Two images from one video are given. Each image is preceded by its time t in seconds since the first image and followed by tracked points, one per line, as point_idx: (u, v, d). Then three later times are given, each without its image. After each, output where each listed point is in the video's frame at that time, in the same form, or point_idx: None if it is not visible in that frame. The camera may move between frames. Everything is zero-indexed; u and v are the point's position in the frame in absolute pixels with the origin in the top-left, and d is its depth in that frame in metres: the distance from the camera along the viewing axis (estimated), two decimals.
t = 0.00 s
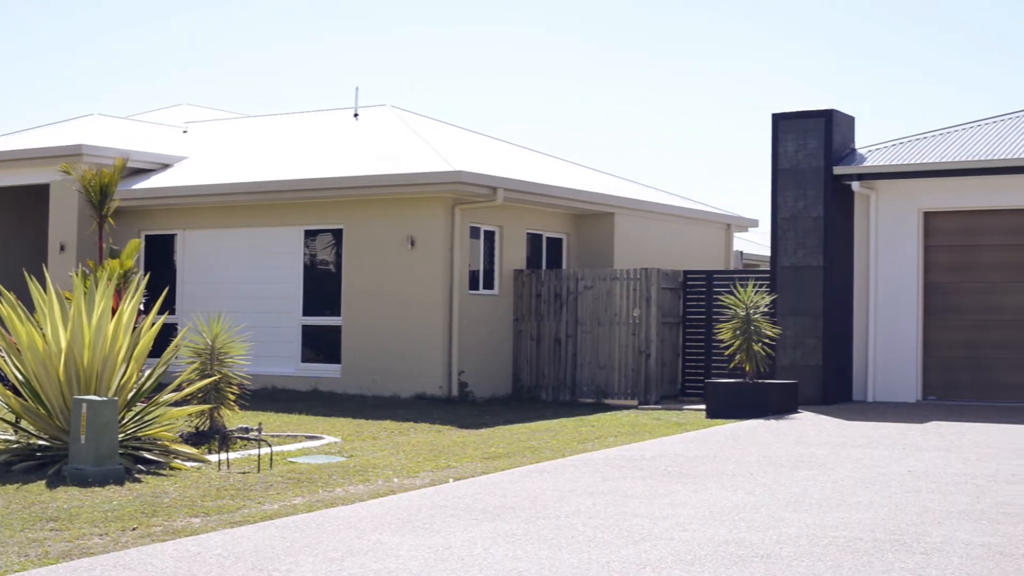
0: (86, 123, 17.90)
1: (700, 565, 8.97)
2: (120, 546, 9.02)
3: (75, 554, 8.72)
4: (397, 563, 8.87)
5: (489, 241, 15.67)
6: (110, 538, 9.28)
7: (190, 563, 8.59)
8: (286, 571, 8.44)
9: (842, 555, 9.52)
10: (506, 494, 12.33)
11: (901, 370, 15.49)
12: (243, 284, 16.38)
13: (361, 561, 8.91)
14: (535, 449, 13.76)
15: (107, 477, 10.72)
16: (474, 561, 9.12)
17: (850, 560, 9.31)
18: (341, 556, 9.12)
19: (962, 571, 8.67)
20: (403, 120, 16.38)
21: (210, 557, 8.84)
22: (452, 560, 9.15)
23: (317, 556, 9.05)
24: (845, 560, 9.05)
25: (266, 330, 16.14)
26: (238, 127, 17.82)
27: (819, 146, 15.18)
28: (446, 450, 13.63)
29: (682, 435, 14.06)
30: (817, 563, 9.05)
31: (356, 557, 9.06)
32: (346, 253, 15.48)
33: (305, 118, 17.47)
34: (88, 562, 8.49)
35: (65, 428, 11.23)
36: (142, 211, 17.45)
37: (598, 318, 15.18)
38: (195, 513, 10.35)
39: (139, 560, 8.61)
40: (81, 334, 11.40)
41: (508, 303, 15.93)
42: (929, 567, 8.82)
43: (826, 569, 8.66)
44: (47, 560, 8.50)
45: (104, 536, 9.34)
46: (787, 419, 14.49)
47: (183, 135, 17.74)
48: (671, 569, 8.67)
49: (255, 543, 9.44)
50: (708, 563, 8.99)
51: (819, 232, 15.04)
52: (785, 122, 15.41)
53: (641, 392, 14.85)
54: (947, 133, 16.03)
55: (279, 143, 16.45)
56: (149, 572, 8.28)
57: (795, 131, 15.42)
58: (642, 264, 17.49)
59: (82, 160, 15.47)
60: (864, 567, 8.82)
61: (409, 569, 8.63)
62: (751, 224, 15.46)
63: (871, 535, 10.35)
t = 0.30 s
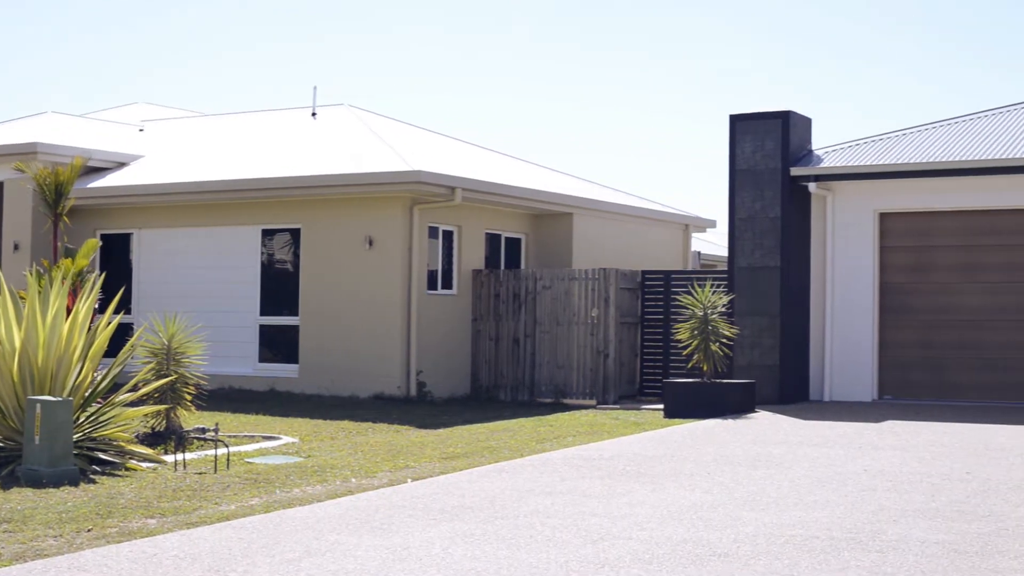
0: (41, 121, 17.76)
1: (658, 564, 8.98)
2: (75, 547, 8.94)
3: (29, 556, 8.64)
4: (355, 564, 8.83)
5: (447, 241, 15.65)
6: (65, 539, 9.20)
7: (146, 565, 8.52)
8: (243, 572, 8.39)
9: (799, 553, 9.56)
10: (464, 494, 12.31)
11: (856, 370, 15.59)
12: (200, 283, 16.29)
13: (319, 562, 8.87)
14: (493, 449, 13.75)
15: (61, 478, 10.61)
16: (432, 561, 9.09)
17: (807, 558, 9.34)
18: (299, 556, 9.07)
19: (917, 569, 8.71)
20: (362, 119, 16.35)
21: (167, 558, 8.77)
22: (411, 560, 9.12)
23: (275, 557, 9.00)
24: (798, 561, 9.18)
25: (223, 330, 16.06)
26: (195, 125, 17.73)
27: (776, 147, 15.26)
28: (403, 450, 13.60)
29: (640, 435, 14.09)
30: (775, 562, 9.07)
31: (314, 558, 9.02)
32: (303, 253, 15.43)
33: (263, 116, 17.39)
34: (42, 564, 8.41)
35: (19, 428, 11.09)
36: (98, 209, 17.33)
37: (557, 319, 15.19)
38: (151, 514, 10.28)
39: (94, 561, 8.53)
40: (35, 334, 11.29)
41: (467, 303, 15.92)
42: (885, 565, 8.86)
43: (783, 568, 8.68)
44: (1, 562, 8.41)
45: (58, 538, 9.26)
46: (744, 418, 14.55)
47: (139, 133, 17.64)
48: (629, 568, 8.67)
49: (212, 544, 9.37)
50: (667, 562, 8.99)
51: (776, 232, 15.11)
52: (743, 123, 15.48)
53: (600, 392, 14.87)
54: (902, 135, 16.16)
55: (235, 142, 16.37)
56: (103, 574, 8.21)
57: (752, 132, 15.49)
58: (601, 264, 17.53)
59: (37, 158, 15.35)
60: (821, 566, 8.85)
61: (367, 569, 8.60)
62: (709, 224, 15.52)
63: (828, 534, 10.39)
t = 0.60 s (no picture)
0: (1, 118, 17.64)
1: (620, 564, 9.00)
2: (36, 548, 8.90)
3: None
4: (319, 564, 8.83)
5: (411, 241, 15.65)
6: (26, 540, 9.15)
7: (107, 566, 8.49)
8: (205, 573, 8.37)
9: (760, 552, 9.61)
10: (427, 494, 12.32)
11: (818, 370, 15.70)
12: (163, 283, 16.21)
13: (282, 562, 8.87)
14: (456, 449, 13.78)
15: (21, 479, 10.56)
16: (395, 561, 9.09)
17: (769, 557, 9.39)
18: (263, 557, 9.05)
19: (877, 567, 8.75)
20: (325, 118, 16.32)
21: (129, 559, 8.74)
22: (374, 560, 9.12)
23: (238, 557, 8.98)
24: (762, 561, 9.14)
25: (185, 330, 16.01)
26: (157, 124, 17.65)
27: (739, 148, 15.32)
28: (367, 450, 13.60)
29: (603, 434, 14.14)
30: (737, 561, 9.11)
31: (278, 558, 9.00)
32: (267, 253, 15.39)
33: (225, 115, 17.34)
34: (3, 565, 8.37)
35: None
36: (59, 208, 17.23)
37: (520, 319, 15.21)
38: (112, 514, 10.24)
39: (56, 563, 8.50)
40: None
41: (430, 303, 15.91)
42: (846, 564, 8.88)
43: (745, 567, 8.72)
44: None
45: (19, 539, 9.21)
46: (706, 417, 14.62)
47: (101, 132, 17.55)
48: (591, 567, 8.69)
49: (174, 545, 9.34)
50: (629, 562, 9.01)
51: (739, 233, 15.19)
52: (705, 123, 15.55)
53: (563, 392, 14.90)
54: (863, 136, 16.26)
55: (198, 141, 16.31)
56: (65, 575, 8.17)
57: (715, 133, 15.55)
58: (564, 263, 17.56)
59: None
60: (782, 564, 8.91)
61: (330, 569, 8.59)
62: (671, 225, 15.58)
63: (789, 533, 10.46)
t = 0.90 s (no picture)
0: None
1: (582, 563, 9.05)
2: None
3: None
4: (282, 564, 8.84)
5: (375, 241, 15.66)
6: None
7: (69, 567, 8.48)
8: (167, 574, 8.37)
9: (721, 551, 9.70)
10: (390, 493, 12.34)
11: (780, 370, 15.81)
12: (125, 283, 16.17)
13: (245, 562, 8.89)
14: (420, 448, 13.84)
15: None
16: (359, 561, 9.11)
17: (730, 556, 9.46)
18: (226, 557, 9.06)
19: (836, 566, 8.75)
20: (289, 118, 16.31)
21: (91, 560, 8.73)
22: (338, 560, 9.14)
23: (200, 558, 8.99)
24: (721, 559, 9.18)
25: (148, 330, 15.97)
26: (120, 122, 17.58)
27: (701, 149, 15.39)
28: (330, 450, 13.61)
29: (566, 434, 14.20)
30: (700, 560, 9.18)
31: (241, 558, 9.01)
32: (230, 253, 15.37)
33: (188, 114, 17.29)
34: None
35: None
36: (20, 206, 17.14)
37: (484, 319, 15.25)
38: (74, 515, 10.25)
39: (18, 564, 8.50)
40: None
41: (394, 303, 15.92)
42: (801, 564, 8.87)
43: (706, 566, 8.78)
44: None
45: None
46: (668, 417, 14.70)
47: (62, 130, 17.46)
48: (553, 566, 8.73)
49: (136, 546, 9.33)
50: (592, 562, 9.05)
51: (701, 233, 15.27)
52: (668, 124, 15.62)
53: (526, 392, 14.95)
54: (825, 137, 16.38)
55: (161, 139, 16.27)
56: None
57: (678, 133, 15.63)
58: (527, 263, 17.61)
59: None
60: (744, 563, 9.00)
61: (293, 569, 8.60)
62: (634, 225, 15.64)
63: (750, 532, 10.54)
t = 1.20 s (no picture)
0: None
1: (545, 562, 9.11)
2: None
3: None
4: (245, 564, 8.86)
5: (338, 241, 15.68)
6: None
7: (30, 567, 8.49)
8: (130, 574, 8.38)
9: (682, 550, 9.71)
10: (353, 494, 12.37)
11: (741, 370, 15.96)
12: (87, 282, 16.15)
13: (209, 562, 8.91)
14: (383, 448, 13.92)
15: None
16: (322, 561, 9.14)
17: (691, 554, 9.55)
18: (188, 557, 9.08)
19: (792, 561, 9.07)
20: (251, 117, 16.30)
21: (53, 560, 8.74)
22: (300, 559, 9.17)
23: (163, 558, 9.01)
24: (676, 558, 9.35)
25: (111, 329, 15.94)
26: (81, 121, 17.53)
27: (662, 149, 15.49)
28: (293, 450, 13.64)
29: (528, 433, 14.27)
30: (659, 558, 9.24)
31: (204, 558, 9.03)
32: (192, 252, 15.37)
33: (149, 113, 17.24)
34: None
35: None
36: None
37: (447, 318, 15.31)
38: (36, 516, 10.27)
39: None
40: None
41: (357, 302, 15.96)
42: (759, 558, 9.16)
43: (665, 565, 8.85)
44: None
45: None
46: (630, 416, 14.79)
47: (23, 129, 17.39)
48: (515, 565, 8.79)
49: (98, 546, 9.33)
50: (554, 562, 9.11)
51: (662, 233, 15.37)
52: (630, 125, 15.71)
53: (489, 392, 15.01)
54: (785, 138, 16.50)
55: (123, 138, 16.23)
56: None
57: (639, 134, 15.71)
58: (490, 263, 17.67)
59: None
60: (705, 561, 9.08)
61: (256, 569, 8.61)
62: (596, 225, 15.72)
63: (711, 531, 10.63)
